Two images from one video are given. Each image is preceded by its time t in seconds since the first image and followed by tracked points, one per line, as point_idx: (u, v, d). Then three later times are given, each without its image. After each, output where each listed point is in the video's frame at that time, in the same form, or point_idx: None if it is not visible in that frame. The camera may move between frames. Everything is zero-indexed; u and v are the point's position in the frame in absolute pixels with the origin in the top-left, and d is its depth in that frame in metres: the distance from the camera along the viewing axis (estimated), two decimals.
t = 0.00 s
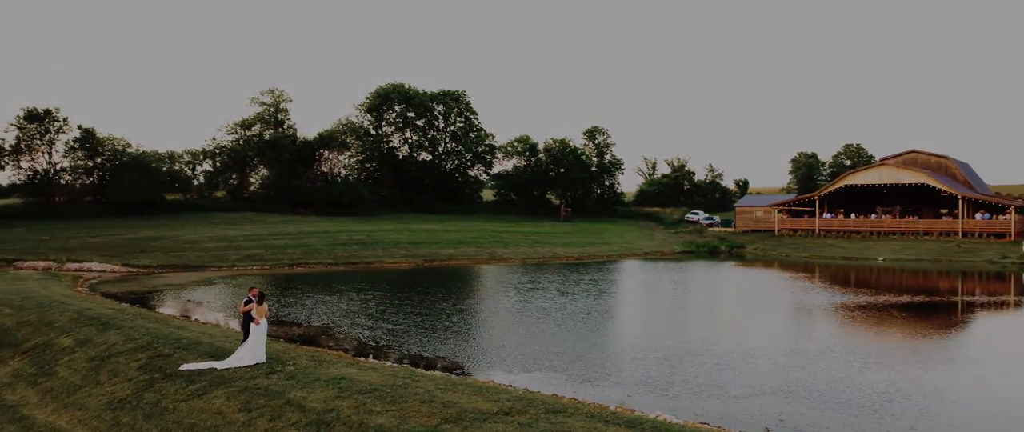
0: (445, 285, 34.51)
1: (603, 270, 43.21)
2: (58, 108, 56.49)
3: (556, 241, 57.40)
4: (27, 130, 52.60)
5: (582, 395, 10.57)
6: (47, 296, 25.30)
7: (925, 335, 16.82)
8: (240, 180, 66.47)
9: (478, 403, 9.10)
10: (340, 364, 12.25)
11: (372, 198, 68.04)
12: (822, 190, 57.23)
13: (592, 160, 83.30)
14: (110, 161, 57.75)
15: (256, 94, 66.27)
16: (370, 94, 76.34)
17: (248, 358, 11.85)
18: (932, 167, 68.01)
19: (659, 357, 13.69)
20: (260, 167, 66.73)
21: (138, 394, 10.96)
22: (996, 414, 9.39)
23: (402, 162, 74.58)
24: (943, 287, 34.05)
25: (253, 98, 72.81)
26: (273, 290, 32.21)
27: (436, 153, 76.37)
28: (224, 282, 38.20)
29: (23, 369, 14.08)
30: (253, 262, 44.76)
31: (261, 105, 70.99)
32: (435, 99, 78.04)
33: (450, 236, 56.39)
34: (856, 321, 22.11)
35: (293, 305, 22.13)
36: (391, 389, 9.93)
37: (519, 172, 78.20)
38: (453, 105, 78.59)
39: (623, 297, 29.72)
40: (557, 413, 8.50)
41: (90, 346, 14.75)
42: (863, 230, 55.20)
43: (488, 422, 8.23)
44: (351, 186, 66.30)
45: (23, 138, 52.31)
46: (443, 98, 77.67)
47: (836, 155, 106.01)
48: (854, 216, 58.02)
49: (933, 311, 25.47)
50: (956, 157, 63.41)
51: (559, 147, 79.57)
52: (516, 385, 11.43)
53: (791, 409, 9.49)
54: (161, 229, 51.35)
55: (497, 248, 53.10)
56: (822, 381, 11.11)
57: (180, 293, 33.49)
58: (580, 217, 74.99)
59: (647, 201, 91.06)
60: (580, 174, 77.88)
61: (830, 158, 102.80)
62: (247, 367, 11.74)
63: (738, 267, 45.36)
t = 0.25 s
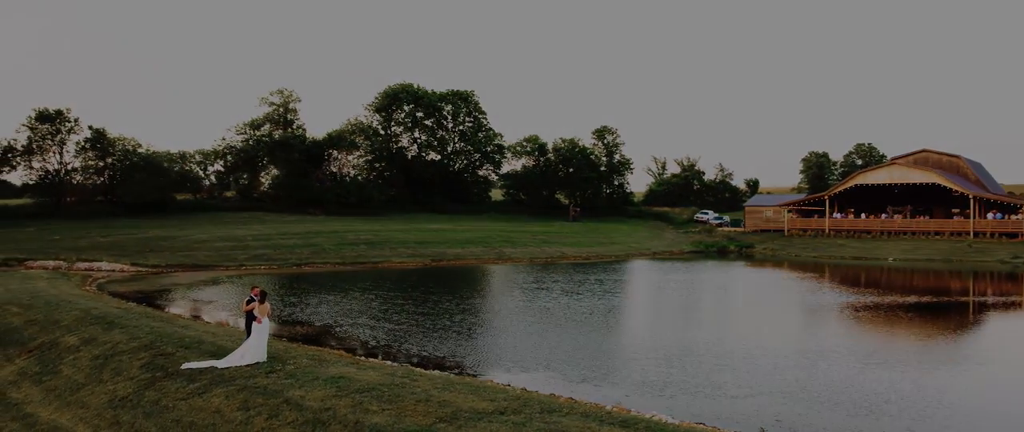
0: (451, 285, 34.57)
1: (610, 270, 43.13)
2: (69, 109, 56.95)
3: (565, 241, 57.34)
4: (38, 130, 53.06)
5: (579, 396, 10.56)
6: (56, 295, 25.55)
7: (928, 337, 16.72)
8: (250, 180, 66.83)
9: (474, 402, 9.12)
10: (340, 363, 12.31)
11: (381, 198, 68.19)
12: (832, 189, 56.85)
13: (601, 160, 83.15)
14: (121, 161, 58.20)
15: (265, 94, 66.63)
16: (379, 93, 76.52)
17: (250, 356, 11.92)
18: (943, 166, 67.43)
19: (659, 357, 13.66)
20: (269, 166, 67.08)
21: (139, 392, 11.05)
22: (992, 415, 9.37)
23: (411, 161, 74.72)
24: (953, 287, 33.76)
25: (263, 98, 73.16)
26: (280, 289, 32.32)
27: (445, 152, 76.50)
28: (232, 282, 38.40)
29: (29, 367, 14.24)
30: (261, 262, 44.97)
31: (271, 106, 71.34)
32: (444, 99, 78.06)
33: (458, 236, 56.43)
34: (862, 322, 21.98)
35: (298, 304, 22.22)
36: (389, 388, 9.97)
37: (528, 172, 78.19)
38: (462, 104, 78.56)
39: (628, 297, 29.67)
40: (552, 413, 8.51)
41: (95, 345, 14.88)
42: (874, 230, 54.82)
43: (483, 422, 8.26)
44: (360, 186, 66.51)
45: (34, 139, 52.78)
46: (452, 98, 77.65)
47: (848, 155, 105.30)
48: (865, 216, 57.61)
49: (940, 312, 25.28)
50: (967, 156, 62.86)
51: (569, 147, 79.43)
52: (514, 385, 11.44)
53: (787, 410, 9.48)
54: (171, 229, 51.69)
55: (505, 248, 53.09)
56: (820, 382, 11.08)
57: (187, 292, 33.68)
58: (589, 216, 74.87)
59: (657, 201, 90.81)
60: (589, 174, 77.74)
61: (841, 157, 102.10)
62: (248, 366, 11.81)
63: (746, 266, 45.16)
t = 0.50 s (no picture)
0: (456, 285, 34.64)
1: (616, 270, 43.07)
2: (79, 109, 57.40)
3: (572, 241, 57.27)
4: (48, 130, 53.53)
5: (577, 395, 10.57)
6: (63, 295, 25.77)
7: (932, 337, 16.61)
8: (258, 180, 67.18)
9: (471, 402, 9.14)
10: (341, 363, 12.36)
11: (389, 198, 68.33)
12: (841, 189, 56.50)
13: (609, 160, 83.03)
14: (130, 161, 58.57)
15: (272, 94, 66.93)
16: (387, 93, 76.73)
17: (250, 356, 11.98)
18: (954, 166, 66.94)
19: (659, 358, 13.63)
20: (277, 166, 67.33)
21: (140, 392, 11.13)
22: (991, 417, 9.33)
23: (419, 161, 74.84)
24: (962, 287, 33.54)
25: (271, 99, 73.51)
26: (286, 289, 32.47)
27: (453, 152, 76.64)
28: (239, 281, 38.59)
29: (35, 366, 14.37)
30: (268, 261, 45.16)
31: (279, 106, 71.66)
32: (452, 99, 78.12)
33: (465, 236, 56.48)
34: (866, 322, 21.87)
35: (303, 303, 22.31)
36: (387, 388, 9.99)
37: (536, 172, 78.19)
38: (470, 104, 78.55)
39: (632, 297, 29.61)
40: (549, 412, 8.52)
41: (99, 344, 14.99)
42: (883, 230, 54.47)
43: (479, 421, 8.28)
44: (368, 186, 66.69)
45: (44, 139, 53.24)
46: (460, 98, 77.67)
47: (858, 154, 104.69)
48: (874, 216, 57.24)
49: (947, 313, 25.10)
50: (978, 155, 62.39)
51: (577, 147, 79.33)
52: (512, 385, 11.46)
53: (784, 411, 9.46)
54: (179, 228, 51.98)
55: (512, 247, 53.07)
56: (819, 383, 11.05)
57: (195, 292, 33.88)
58: (597, 217, 74.79)
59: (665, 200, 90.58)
60: (597, 174, 77.64)
61: (851, 157, 101.51)
62: (249, 365, 11.87)
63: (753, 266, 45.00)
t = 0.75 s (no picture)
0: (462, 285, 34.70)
1: (624, 270, 43.00)
2: (90, 110, 57.95)
3: (580, 241, 57.22)
4: (60, 131, 54.05)
5: (575, 395, 10.58)
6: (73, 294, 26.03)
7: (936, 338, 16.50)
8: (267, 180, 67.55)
9: (468, 401, 9.17)
10: (341, 362, 12.41)
11: (398, 198, 68.50)
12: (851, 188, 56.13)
13: (619, 160, 82.87)
14: (140, 161, 59.09)
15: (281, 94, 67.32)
16: (396, 94, 77.00)
17: (251, 355, 12.06)
18: (965, 165, 66.40)
19: (660, 358, 13.62)
20: (287, 166, 67.65)
21: (142, 391, 11.23)
22: (990, 418, 9.28)
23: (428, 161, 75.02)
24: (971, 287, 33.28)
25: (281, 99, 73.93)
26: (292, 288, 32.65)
27: (462, 152, 76.78)
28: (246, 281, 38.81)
29: (41, 364, 14.51)
30: (277, 261, 45.39)
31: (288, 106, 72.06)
32: (461, 99, 78.21)
33: (474, 236, 56.54)
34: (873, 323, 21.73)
35: (310, 303, 22.42)
36: (385, 387, 10.03)
37: (545, 172, 78.18)
38: (479, 104, 78.59)
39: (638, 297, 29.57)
40: (544, 412, 8.53)
41: (104, 343, 15.11)
42: (893, 230, 54.07)
43: (473, 421, 8.30)
44: (376, 186, 66.90)
45: (56, 139, 53.79)
46: (469, 98, 77.74)
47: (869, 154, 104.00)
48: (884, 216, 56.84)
49: (955, 314, 24.91)
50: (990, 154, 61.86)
51: (587, 146, 79.22)
52: (512, 385, 11.49)
53: (781, 411, 9.44)
54: (188, 228, 52.33)
55: (520, 247, 53.08)
56: (818, 384, 11.03)
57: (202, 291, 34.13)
58: (605, 217, 74.74)
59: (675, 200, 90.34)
60: (607, 174, 77.53)
61: (863, 156, 100.84)
62: (249, 364, 11.94)
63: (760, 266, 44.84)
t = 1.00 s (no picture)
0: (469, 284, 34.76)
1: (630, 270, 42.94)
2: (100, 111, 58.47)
3: (587, 241, 57.17)
4: (70, 131, 54.51)
5: (575, 396, 10.58)
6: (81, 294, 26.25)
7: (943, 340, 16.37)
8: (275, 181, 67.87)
9: (466, 402, 9.17)
10: (343, 362, 12.44)
11: (406, 198, 68.68)
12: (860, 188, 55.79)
13: (627, 160, 82.74)
14: (150, 161, 59.58)
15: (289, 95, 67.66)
16: (404, 94, 77.22)
17: (252, 355, 12.11)
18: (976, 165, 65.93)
19: (663, 359, 13.59)
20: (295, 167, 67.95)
21: (143, 390, 11.30)
22: (993, 421, 9.22)
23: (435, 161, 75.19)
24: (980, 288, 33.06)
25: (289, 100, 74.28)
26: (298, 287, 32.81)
27: (470, 152, 76.86)
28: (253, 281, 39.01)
29: (46, 364, 14.63)
30: (284, 261, 45.58)
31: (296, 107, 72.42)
32: (469, 99, 78.27)
33: (481, 236, 56.61)
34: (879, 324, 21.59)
35: (316, 303, 22.52)
36: (384, 387, 10.06)
37: (553, 172, 78.16)
38: (487, 104, 78.60)
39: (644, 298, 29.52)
40: (540, 412, 8.54)
41: (109, 342, 15.22)
42: (903, 230, 53.71)
43: (470, 421, 8.31)
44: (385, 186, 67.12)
45: (66, 140, 54.22)
46: (477, 98, 77.78)
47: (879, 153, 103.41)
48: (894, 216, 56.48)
49: (962, 314, 24.74)
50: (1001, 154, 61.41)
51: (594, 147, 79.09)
52: (513, 385, 11.50)
53: (782, 413, 9.41)
54: (196, 228, 52.64)
55: (528, 247, 53.09)
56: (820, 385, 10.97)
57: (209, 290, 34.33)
58: (613, 217, 74.68)
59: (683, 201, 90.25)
60: (614, 175, 77.45)
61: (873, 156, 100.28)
62: (250, 364, 12.00)
63: (767, 267, 44.71)
